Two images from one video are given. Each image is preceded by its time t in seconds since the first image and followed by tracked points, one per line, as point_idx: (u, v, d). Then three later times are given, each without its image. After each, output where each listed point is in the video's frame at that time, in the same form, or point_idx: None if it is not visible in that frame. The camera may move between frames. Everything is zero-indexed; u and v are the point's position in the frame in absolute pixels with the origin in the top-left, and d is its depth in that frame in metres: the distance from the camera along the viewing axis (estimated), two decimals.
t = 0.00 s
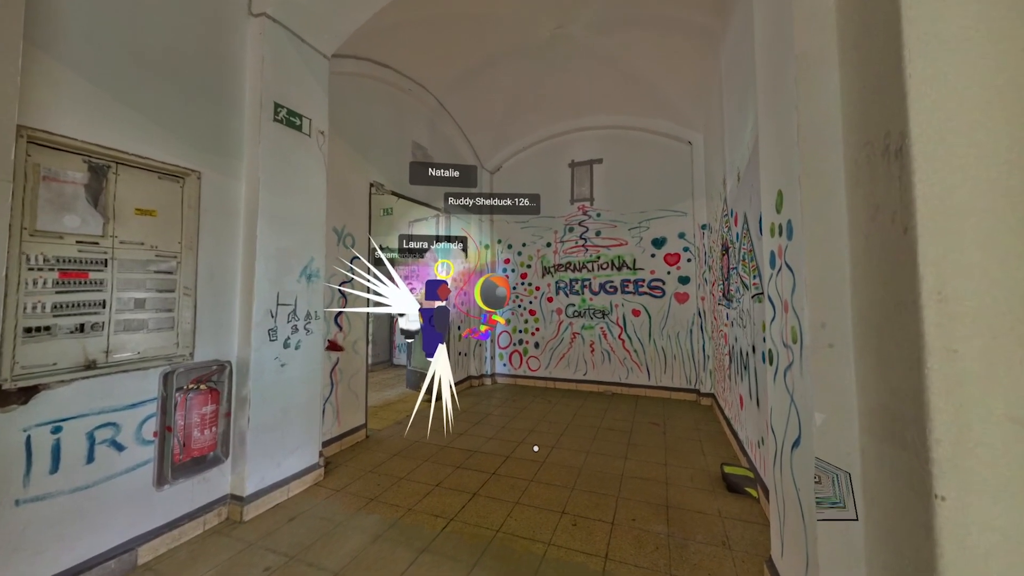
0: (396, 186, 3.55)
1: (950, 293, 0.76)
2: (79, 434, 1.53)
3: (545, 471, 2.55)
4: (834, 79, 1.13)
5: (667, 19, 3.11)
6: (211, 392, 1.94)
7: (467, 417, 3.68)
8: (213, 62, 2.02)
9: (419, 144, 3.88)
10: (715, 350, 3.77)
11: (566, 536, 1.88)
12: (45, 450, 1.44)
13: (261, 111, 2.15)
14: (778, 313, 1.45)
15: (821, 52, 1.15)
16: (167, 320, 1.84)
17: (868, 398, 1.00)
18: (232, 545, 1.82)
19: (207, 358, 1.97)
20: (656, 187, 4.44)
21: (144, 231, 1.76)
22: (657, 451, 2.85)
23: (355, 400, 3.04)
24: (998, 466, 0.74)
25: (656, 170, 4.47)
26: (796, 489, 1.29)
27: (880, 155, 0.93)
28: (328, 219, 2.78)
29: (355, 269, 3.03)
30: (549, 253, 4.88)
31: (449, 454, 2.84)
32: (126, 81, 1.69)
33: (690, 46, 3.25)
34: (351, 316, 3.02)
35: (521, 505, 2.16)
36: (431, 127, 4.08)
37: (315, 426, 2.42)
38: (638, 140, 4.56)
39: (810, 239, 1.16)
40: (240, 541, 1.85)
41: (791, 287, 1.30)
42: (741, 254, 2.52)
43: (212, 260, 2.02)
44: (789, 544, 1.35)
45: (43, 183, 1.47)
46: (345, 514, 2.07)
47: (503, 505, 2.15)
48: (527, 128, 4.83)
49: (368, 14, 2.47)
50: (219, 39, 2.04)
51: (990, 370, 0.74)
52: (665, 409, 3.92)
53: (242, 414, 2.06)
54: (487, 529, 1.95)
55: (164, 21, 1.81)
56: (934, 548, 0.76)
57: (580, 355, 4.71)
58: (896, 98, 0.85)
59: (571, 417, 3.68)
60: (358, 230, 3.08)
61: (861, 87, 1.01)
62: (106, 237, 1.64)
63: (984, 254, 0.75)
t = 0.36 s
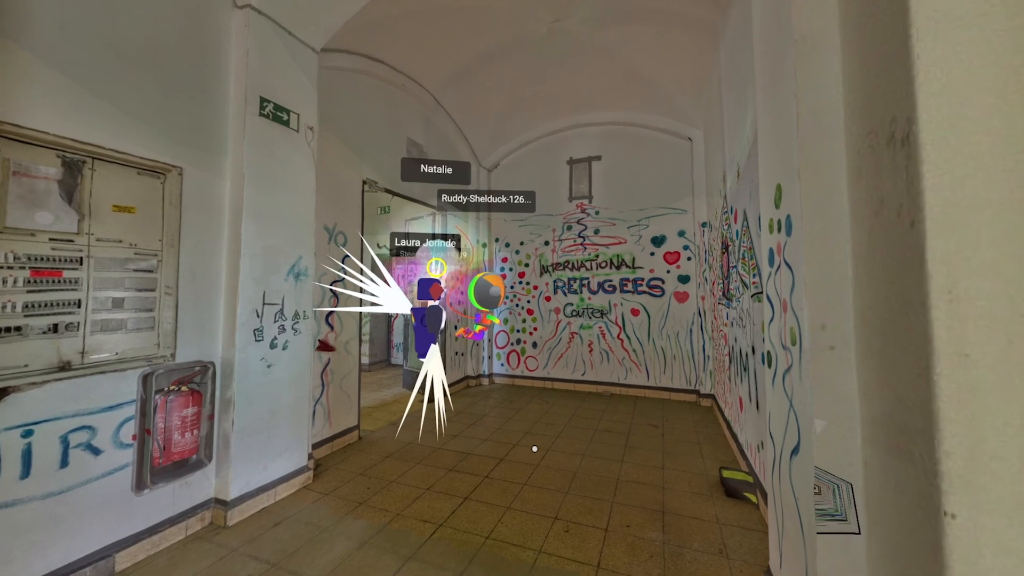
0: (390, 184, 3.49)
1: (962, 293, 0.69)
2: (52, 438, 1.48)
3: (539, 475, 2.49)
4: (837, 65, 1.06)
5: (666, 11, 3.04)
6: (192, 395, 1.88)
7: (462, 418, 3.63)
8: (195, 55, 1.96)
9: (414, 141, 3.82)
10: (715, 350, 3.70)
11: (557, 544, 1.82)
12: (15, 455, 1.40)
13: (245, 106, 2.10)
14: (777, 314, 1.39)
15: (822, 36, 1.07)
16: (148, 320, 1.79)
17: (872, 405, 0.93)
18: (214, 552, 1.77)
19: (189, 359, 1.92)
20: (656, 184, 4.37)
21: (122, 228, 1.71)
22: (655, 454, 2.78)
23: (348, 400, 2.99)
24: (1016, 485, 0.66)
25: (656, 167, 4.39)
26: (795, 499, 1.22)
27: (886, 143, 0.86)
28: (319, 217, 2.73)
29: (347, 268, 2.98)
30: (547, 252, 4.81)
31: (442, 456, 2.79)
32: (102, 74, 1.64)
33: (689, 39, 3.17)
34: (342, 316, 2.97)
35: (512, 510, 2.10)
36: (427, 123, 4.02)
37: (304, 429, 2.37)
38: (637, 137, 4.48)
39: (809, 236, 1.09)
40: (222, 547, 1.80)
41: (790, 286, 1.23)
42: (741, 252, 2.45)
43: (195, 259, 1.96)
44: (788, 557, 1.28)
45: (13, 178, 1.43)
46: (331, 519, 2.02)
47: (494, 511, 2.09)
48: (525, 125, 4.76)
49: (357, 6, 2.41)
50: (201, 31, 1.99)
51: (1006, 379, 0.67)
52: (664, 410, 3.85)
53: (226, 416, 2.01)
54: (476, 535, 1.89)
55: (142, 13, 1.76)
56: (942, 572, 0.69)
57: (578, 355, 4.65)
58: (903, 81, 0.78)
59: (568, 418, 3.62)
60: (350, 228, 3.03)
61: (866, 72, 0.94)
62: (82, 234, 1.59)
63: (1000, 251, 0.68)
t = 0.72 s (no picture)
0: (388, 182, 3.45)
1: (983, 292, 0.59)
2: (31, 442, 1.45)
3: (536, 480, 2.42)
4: (845, 48, 0.98)
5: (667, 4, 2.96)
6: (178, 397, 1.85)
7: (461, 420, 3.57)
8: (181, 51, 1.93)
9: (411, 139, 3.78)
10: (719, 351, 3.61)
11: (551, 553, 1.75)
12: None
13: (234, 102, 2.06)
14: (779, 315, 1.31)
15: (828, 18, 1.00)
16: (133, 321, 1.75)
17: (883, 415, 0.86)
18: (199, 558, 1.73)
19: (177, 360, 1.88)
20: (659, 182, 4.28)
21: (106, 227, 1.67)
22: (656, 459, 2.71)
23: (343, 402, 2.95)
24: None
25: (659, 164, 4.30)
26: (799, 513, 1.14)
27: (898, 129, 0.78)
28: (313, 216, 2.69)
29: (343, 268, 2.94)
30: (548, 251, 4.75)
31: (437, 459, 2.73)
32: (84, 69, 1.61)
33: (691, 32, 3.09)
34: (338, 316, 2.93)
35: (507, 517, 2.03)
36: (425, 121, 3.98)
37: (295, 431, 2.33)
38: (640, 134, 4.40)
39: (812, 232, 1.02)
40: (208, 553, 1.76)
41: (793, 286, 1.15)
42: (745, 251, 2.37)
43: (182, 258, 1.93)
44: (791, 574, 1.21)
45: None
46: (321, 525, 1.97)
47: (488, 517, 2.03)
48: (526, 122, 4.70)
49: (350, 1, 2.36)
50: (188, 26, 1.95)
51: None
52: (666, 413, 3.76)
53: (214, 418, 1.97)
54: (468, 543, 1.83)
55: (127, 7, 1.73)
56: None
57: (579, 356, 4.57)
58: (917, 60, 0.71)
59: (568, 421, 3.55)
60: (346, 227, 2.99)
61: (876, 54, 0.86)
62: (63, 233, 1.56)
63: None
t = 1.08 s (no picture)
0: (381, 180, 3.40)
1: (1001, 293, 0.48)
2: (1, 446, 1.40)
3: (529, 483, 2.37)
4: (848, 29, 0.91)
5: None
6: (158, 399, 1.80)
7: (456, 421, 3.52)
8: (161, 43, 1.87)
9: (406, 135, 3.72)
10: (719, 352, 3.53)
11: (542, 561, 1.69)
12: None
13: (218, 96, 2.00)
14: (776, 317, 1.24)
15: None
16: (111, 321, 1.70)
17: (890, 425, 0.79)
18: (179, 564, 1.68)
19: (157, 361, 1.83)
20: (658, 179, 4.21)
21: (82, 224, 1.62)
22: (653, 462, 2.64)
23: (334, 403, 2.90)
24: None
25: (658, 161, 4.23)
26: (797, 525, 1.08)
27: (908, 113, 0.71)
28: (302, 214, 2.64)
29: (334, 267, 2.90)
30: (546, 250, 4.69)
31: (429, 462, 2.68)
32: (58, 61, 1.56)
33: (690, 24, 3.02)
34: (329, 316, 2.88)
35: (497, 522, 1.98)
36: (420, 118, 3.92)
37: (283, 433, 2.28)
38: (639, 131, 4.33)
39: (810, 228, 0.95)
40: (188, 560, 1.71)
41: (791, 285, 1.09)
42: (744, 249, 2.30)
43: (163, 256, 1.87)
44: None
45: None
46: (306, 530, 1.92)
47: (478, 523, 1.98)
48: (523, 119, 4.63)
49: None
50: (169, 18, 1.90)
51: None
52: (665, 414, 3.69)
53: (197, 421, 1.92)
54: (456, 550, 1.77)
55: None
56: None
57: (578, 356, 4.51)
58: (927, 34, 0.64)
59: (565, 422, 3.49)
60: (337, 225, 2.94)
61: (881, 34, 0.79)
62: (36, 230, 1.51)
63: None
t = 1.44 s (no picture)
0: (374, 178, 3.34)
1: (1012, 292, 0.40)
2: None
3: (521, 488, 2.31)
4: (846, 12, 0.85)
5: None
6: (136, 402, 1.74)
7: (450, 423, 3.47)
8: (140, 36, 1.82)
9: (399, 133, 3.67)
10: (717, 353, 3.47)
11: (530, 570, 1.64)
12: None
13: (200, 91, 1.95)
14: (772, 318, 1.19)
15: None
16: (87, 322, 1.65)
17: (893, 436, 0.73)
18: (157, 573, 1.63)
19: (136, 363, 1.78)
20: (656, 177, 4.15)
21: (56, 222, 1.57)
22: (649, 466, 2.59)
23: (325, 405, 2.84)
24: None
25: (656, 159, 4.16)
26: (793, 538, 1.02)
27: (913, 97, 0.65)
28: (291, 212, 2.59)
29: (325, 266, 2.85)
30: (543, 250, 4.63)
31: (420, 465, 2.62)
32: (30, 53, 1.51)
33: (688, 19, 2.96)
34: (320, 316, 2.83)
35: (487, 529, 1.92)
36: (414, 116, 3.87)
37: (269, 437, 2.23)
38: (637, 128, 4.27)
39: (807, 224, 0.90)
40: (167, 568, 1.66)
41: (787, 284, 1.03)
42: (742, 248, 2.24)
43: (143, 255, 1.82)
44: None
45: None
46: (291, 537, 1.87)
47: (467, 529, 1.92)
48: (519, 117, 4.58)
49: None
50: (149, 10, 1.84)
51: None
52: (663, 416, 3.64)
53: (177, 424, 1.87)
54: (443, 558, 1.72)
55: None
56: None
57: (574, 357, 4.46)
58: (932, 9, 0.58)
59: (561, 424, 3.43)
60: (328, 224, 2.89)
61: (882, 15, 0.74)
62: (6, 228, 1.45)
63: None
